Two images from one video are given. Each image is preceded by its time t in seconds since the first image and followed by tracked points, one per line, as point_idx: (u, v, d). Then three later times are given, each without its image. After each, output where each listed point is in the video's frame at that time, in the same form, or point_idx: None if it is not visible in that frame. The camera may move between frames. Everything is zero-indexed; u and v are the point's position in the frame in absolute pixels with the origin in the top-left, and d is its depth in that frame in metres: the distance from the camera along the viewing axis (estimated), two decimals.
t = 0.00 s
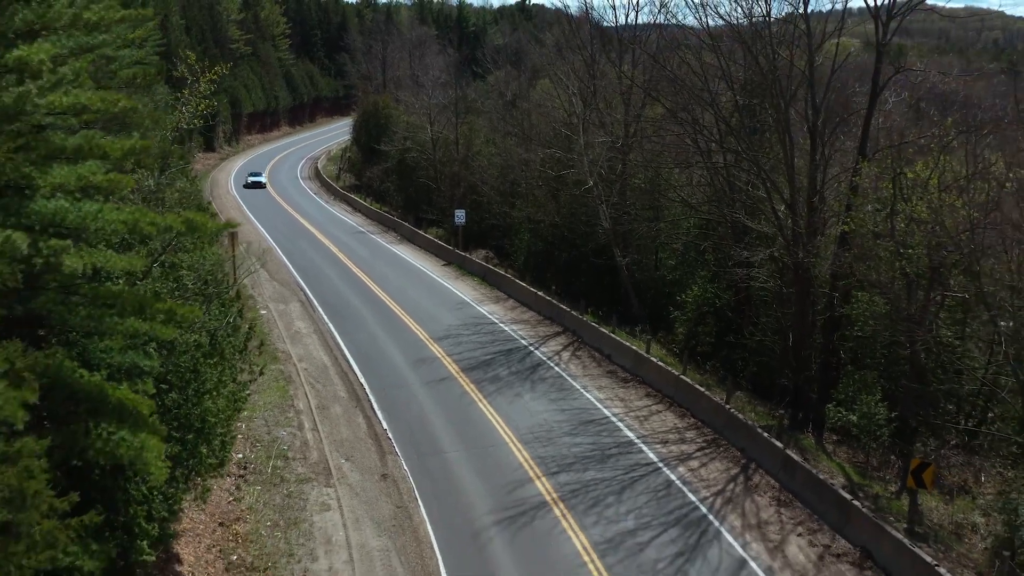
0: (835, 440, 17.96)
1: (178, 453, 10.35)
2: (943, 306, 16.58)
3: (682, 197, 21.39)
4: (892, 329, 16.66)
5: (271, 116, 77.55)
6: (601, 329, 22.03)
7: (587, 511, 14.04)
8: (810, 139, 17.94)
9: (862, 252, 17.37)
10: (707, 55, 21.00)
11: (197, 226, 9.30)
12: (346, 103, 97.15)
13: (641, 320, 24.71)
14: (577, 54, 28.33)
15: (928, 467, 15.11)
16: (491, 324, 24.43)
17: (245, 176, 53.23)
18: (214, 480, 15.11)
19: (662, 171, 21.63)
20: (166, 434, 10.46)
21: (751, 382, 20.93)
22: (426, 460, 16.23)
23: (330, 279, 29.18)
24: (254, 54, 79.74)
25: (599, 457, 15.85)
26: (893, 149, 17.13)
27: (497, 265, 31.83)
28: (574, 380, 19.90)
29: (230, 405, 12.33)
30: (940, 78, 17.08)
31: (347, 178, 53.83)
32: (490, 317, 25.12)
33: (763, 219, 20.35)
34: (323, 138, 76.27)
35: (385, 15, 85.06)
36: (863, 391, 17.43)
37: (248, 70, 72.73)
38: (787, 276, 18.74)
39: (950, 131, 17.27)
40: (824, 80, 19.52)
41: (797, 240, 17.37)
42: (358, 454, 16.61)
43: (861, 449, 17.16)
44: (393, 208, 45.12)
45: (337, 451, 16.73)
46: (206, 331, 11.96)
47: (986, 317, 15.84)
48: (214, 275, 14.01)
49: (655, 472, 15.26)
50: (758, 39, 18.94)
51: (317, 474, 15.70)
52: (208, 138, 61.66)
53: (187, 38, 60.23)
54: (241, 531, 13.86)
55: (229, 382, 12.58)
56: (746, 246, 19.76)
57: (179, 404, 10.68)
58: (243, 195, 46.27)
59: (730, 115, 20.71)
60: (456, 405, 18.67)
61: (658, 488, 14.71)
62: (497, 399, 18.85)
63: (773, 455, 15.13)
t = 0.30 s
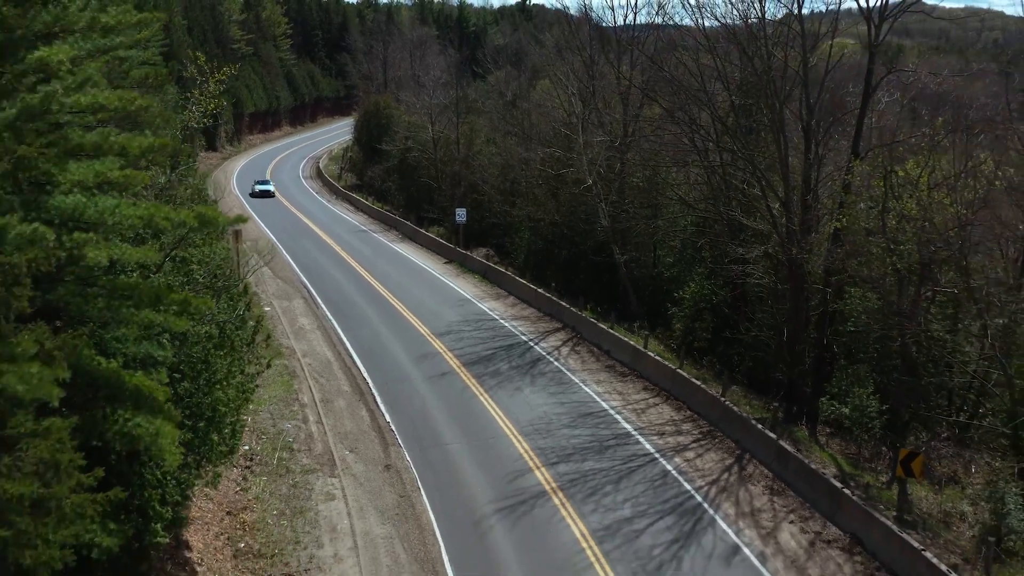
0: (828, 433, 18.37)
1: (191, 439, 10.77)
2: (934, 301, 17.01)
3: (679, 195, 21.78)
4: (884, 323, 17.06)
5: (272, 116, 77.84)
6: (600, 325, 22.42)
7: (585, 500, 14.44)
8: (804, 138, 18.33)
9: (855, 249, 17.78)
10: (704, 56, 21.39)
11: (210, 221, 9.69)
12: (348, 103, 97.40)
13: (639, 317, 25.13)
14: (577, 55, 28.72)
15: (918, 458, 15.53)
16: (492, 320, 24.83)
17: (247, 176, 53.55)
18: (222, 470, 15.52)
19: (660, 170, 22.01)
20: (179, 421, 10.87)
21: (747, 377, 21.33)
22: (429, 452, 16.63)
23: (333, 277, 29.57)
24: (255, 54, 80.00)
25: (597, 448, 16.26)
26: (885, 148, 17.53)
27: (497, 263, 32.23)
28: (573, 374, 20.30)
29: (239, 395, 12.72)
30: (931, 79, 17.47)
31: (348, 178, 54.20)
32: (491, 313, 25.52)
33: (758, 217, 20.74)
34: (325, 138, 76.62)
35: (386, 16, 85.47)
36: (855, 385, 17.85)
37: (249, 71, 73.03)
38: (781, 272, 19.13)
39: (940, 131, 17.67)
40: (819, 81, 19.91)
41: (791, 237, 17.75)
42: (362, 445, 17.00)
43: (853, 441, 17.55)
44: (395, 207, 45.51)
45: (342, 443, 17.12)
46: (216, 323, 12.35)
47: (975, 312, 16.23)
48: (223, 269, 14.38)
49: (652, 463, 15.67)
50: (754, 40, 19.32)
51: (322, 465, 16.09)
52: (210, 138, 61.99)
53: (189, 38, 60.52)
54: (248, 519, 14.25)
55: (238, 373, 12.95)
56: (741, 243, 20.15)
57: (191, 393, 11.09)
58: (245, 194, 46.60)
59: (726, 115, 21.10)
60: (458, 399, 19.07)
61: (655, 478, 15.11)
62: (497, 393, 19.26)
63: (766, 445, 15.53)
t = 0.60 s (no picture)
0: (822, 424, 18.78)
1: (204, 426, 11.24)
2: (926, 296, 17.54)
3: (677, 193, 22.14)
4: (876, 317, 17.48)
5: (273, 115, 78.13)
6: (599, 320, 22.80)
7: (584, 488, 14.84)
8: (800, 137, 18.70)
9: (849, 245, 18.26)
10: (702, 56, 21.72)
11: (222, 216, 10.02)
12: (349, 103, 97.72)
13: (638, 312, 25.55)
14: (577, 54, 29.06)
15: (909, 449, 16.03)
16: (493, 315, 25.23)
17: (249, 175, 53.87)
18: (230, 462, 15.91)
19: (659, 167, 22.37)
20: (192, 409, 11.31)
21: (744, 371, 21.77)
22: (431, 442, 17.04)
23: (336, 274, 29.96)
24: (256, 54, 80.24)
25: (596, 439, 16.66)
26: (878, 147, 17.87)
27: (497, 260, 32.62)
28: (572, 368, 20.70)
29: (249, 385, 13.08)
30: (922, 78, 17.82)
31: (350, 177, 54.57)
32: (491, 309, 25.91)
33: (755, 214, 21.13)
34: (326, 137, 76.93)
35: (387, 16, 85.85)
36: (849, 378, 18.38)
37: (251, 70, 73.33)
38: (777, 268, 19.52)
39: (932, 129, 18.03)
40: (814, 80, 20.25)
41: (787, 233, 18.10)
42: (367, 436, 17.41)
43: (847, 433, 17.92)
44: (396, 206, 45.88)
45: (346, 434, 17.52)
46: (227, 316, 12.71)
47: (965, 307, 16.63)
48: (231, 263, 14.68)
49: (649, 453, 16.07)
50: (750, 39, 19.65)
51: (327, 456, 16.48)
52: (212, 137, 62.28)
53: (191, 38, 60.79)
54: (256, 507, 14.63)
55: (248, 365, 13.27)
56: (738, 240, 20.54)
57: (202, 382, 11.51)
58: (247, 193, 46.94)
59: (723, 113, 21.45)
60: (459, 391, 19.47)
61: (652, 467, 15.52)
62: (498, 386, 19.66)
63: (760, 435, 15.93)
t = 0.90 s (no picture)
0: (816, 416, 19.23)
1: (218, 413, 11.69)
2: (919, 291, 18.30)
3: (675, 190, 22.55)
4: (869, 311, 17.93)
5: (274, 114, 78.48)
6: (598, 315, 23.21)
7: (584, 476, 15.25)
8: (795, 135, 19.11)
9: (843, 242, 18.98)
10: (700, 55, 22.11)
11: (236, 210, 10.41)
12: (349, 102, 98.12)
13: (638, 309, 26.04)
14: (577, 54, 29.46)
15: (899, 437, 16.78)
16: (494, 311, 25.63)
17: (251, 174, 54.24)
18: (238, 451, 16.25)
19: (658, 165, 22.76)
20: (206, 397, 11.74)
21: (742, 365, 22.29)
22: (434, 434, 17.45)
23: (339, 271, 30.37)
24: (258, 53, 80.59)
25: (595, 429, 17.08)
26: (871, 145, 18.26)
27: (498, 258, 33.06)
28: (572, 362, 21.11)
29: (259, 375, 13.48)
30: (915, 77, 18.20)
31: (351, 176, 54.97)
32: (493, 305, 26.32)
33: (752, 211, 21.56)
34: (327, 137, 77.34)
35: (388, 16, 86.23)
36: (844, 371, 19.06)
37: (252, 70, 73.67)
38: (773, 264, 19.94)
39: (925, 128, 18.43)
40: (810, 79, 20.65)
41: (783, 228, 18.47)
42: (371, 428, 17.83)
43: (840, 424, 18.35)
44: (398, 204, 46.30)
45: (352, 426, 17.94)
46: (240, 307, 13.08)
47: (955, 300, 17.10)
48: (241, 257, 15.05)
49: (647, 443, 16.49)
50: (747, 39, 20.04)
51: (332, 447, 16.88)
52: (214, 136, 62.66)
53: (193, 37, 61.16)
54: (264, 496, 15.01)
55: (257, 356, 13.65)
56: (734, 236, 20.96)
57: (215, 371, 11.92)
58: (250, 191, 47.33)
59: (721, 112, 21.83)
60: (462, 384, 19.88)
61: (650, 457, 15.93)
62: (499, 379, 20.08)
63: (755, 426, 16.35)
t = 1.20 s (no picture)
0: (811, 409, 19.66)
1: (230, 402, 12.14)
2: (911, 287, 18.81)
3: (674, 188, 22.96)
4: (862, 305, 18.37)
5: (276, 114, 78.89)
6: (598, 311, 23.62)
7: (583, 466, 15.68)
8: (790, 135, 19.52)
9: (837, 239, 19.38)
10: (698, 56, 22.51)
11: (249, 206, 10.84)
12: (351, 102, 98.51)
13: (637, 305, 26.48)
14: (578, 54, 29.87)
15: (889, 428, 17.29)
16: (496, 307, 26.05)
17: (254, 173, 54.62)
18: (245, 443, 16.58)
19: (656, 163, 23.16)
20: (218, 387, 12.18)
21: (738, 359, 22.70)
22: (438, 426, 17.87)
23: (342, 268, 30.80)
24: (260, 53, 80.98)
25: (595, 421, 17.50)
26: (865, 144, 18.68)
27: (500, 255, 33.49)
28: (572, 356, 21.52)
29: (268, 366, 13.92)
30: (908, 78, 18.61)
31: (353, 175, 55.40)
32: (494, 301, 26.74)
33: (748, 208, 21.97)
34: (328, 136, 77.75)
35: (389, 16, 86.66)
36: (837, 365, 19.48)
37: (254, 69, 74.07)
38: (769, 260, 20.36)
39: (916, 127, 18.85)
40: (805, 79, 21.07)
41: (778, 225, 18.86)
42: (376, 420, 18.25)
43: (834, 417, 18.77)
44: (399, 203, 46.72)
45: (357, 418, 18.34)
46: (251, 300, 13.51)
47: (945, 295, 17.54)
48: (250, 252, 15.44)
49: (645, 434, 16.91)
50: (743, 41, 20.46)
51: (338, 438, 17.28)
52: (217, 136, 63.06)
53: (196, 37, 61.56)
54: (272, 486, 15.38)
55: (267, 347, 14.08)
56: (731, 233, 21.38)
57: (227, 362, 12.36)
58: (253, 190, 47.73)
59: (718, 111, 22.23)
60: (464, 378, 20.30)
61: (648, 447, 16.36)
62: (501, 373, 20.50)
63: (750, 418, 16.78)
